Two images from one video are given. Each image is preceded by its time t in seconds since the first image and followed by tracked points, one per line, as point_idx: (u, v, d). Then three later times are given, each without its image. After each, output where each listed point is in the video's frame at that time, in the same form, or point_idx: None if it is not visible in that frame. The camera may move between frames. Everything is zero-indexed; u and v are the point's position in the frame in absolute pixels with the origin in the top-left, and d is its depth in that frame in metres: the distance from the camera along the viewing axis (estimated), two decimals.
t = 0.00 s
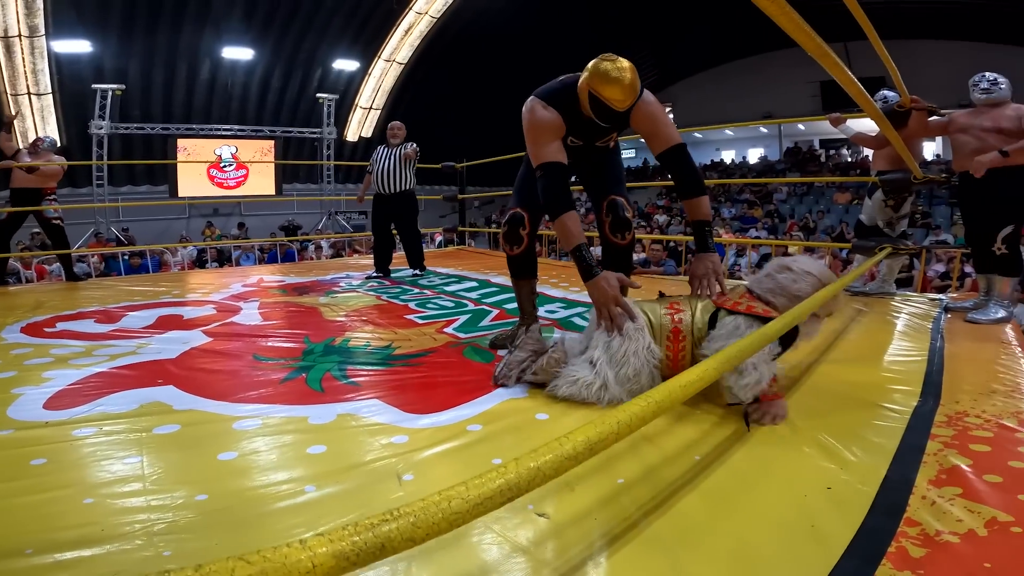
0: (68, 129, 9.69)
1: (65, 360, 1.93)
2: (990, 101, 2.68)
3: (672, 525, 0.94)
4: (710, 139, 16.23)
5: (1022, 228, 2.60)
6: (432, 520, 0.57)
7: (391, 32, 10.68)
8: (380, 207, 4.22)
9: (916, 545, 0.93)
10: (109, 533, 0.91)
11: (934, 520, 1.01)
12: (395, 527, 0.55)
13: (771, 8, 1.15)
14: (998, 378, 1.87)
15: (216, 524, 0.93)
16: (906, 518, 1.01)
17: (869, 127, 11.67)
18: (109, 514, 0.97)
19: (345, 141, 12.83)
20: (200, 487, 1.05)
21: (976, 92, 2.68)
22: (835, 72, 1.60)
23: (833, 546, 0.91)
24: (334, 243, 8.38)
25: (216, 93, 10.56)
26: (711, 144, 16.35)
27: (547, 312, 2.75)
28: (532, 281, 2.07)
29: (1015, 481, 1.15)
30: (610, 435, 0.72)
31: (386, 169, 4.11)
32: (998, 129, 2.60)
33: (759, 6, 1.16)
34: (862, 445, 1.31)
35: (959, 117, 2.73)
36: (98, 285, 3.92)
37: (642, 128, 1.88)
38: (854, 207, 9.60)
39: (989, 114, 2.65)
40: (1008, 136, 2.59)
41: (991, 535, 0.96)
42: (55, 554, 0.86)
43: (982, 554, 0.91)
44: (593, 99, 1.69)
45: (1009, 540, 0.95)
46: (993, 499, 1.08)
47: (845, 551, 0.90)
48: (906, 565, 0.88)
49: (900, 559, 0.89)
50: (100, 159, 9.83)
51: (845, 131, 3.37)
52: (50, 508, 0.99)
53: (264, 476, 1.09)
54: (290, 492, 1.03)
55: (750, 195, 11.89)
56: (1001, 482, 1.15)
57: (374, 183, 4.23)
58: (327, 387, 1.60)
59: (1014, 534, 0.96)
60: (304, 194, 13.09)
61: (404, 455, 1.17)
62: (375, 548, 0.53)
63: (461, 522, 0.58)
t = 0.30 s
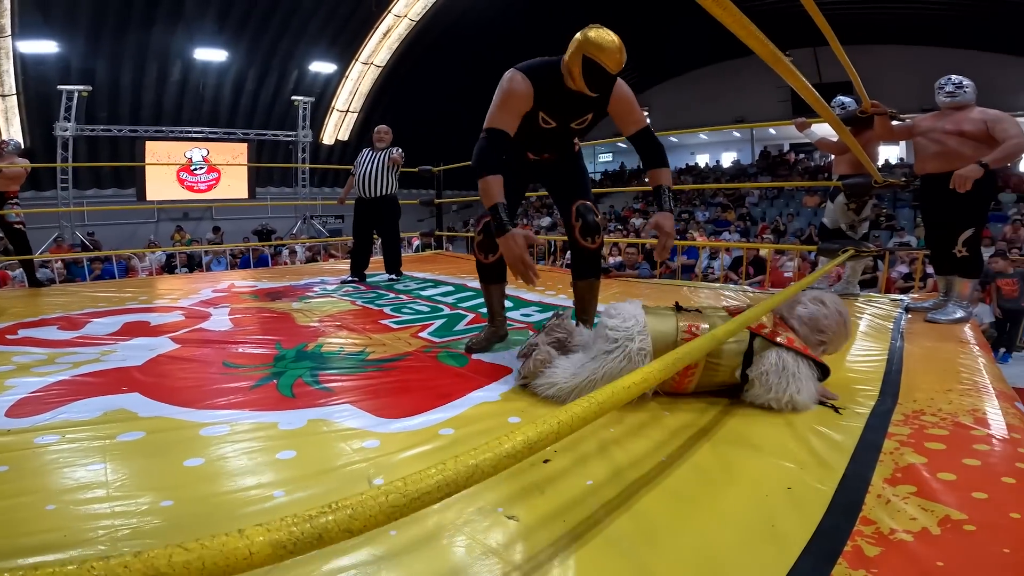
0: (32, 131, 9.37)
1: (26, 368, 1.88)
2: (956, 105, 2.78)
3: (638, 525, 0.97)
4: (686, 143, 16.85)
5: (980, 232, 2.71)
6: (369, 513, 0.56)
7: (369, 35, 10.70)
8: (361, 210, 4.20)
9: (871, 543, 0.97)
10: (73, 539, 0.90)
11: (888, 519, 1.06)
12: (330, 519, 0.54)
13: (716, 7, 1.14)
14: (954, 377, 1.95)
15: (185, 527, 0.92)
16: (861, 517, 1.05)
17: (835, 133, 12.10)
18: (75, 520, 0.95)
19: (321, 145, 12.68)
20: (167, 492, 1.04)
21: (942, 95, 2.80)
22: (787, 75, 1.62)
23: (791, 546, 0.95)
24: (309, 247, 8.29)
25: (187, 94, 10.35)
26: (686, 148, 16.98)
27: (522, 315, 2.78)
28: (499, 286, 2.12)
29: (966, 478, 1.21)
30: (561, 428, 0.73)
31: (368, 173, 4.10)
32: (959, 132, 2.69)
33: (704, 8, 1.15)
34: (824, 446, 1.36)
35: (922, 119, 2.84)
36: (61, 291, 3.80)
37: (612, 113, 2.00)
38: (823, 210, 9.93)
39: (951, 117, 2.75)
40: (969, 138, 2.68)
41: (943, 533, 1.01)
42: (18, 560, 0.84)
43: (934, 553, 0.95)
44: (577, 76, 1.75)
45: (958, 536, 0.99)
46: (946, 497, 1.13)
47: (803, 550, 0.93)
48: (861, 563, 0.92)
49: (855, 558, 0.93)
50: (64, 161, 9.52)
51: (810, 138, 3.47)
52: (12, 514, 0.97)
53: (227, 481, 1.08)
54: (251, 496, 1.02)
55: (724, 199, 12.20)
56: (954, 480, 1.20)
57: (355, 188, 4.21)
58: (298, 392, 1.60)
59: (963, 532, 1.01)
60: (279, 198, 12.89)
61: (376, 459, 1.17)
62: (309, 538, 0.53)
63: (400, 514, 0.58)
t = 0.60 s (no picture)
0: None
1: None
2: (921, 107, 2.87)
3: (602, 522, 0.99)
4: (660, 147, 17.32)
5: (937, 234, 2.83)
6: (307, 500, 0.56)
7: (345, 36, 10.64)
8: (340, 215, 4.17)
9: (824, 538, 1.01)
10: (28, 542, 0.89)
11: (842, 513, 1.10)
12: (265, 505, 0.54)
13: (659, 11, 1.14)
14: (909, 375, 2.04)
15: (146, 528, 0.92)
16: (816, 513, 1.10)
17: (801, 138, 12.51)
18: (32, 523, 0.94)
19: (295, 147, 12.54)
20: (128, 495, 1.03)
21: (907, 98, 2.86)
22: (744, 82, 1.65)
23: (748, 541, 0.98)
24: (282, 252, 8.19)
25: (155, 95, 10.13)
26: (660, 151, 17.36)
27: (496, 318, 2.80)
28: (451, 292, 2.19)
29: (916, 472, 1.27)
30: (512, 419, 0.73)
31: (349, 176, 4.06)
32: (920, 135, 2.80)
33: (653, 14, 1.17)
34: (784, 443, 1.41)
35: (885, 122, 2.95)
36: (20, 296, 3.68)
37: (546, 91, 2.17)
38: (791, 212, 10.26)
39: (914, 120, 2.85)
40: (929, 142, 2.79)
41: (894, 527, 1.05)
42: None
43: (884, 546, 0.99)
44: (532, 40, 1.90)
45: (906, 529, 1.04)
46: (897, 491, 1.19)
47: (759, 544, 0.97)
48: (812, 557, 0.96)
49: (809, 552, 0.97)
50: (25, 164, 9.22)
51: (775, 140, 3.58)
52: None
53: (189, 485, 1.07)
54: (215, 500, 1.02)
55: (696, 202, 12.50)
56: (905, 474, 1.26)
57: (334, 190, 4.17)
58: (266, 396, 1.59)
59: (912, 525, 1.06)
60: (251, 201, 12.69)
61: (343, 460, 1.18)
62: (240, 526, 0.53)
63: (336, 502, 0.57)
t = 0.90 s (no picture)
0: None
1: None
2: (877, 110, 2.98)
3: (555, 517, 1.02)
4: (633, 150, 17.57)
5: (889, 235, 2.94)
6: (227, 483, 0.56)
7: (318, 38, 10.47)
8: (307, 216, 4.11)
9: (765, 531, 1.06)
10: None
11: (784, 507, 1.16)
12: (187, 483, 0.56)
13: (604, 15, 1.20)
14: (859, 372, 2.14)
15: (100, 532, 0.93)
16: (760, 507, 1.15)
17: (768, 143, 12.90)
18: None
19: (265, 149, 12.35)
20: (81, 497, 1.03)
21: (863, 102, 2.98)
22: (697, 91, 1.74)
23: (693, 536, 1.02)
24: (251, 256, 8.08)
25: (118, 95, 9.85)
26: (633, 155, 17.67)
27: (465, 321, 2.83)
28: (414, 291, 2.19)
29: (857, 466, 1.33)
30: (465, 403, 0.75)
31: (316, 180, 4.04)
32: (875, 139, 2.92)
33: (601, 23, 1.23)
34: (736, 439, 1.47)
35: (845, 126, 3.07)
36: None
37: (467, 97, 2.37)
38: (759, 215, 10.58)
39: (870, 124, 2.97)
40: (884, 146, 2.90)
41: (831, 520, 1.11)
42: None
43: (821, 540, 1.04)
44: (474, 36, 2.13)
45: (844, 523, 1.10)
46: (838, 484, 1.25)
47: (703, 536, 1.02)
48: (753, 551, 1.00)
49: (750, 545, 1.01)
50: None
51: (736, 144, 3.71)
52: None
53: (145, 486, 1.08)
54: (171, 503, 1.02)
55: (668, 204, 12.79)
56: (846, 467, 1.33)
57: (302, 194, 4.14)
58: (227, 400, 1.59)
59: (850, 518, 1.11)
60: (219, 204, 12.44)
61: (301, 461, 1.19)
62: (160, 502, 0.53)
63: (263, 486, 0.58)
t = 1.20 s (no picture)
0: None
1: None
2: (831, 111, 3.11)
3: (509, 513, 1.05)
4: (608, 153, 17.71)
5: (844, 237, 3.09)
6: (156, 466, 0.60)
7: (292, 39, 10.30)
8: (269, 219, 4.05)
9: (712, 525, 1.11)
10: None
11: (730, 501, 1.20)
12: (116, 466, 0.58)
13: (556, 34, 1.28)
14: (812, 369, 2.24)
15: (58, 534, 0.93)
16: (708, 502, 1.20)
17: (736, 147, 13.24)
18: None
19: (235, 151, 12.13)
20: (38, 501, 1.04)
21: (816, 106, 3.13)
22: (651, 103, 1.84)
23: (642, 530, 1.06)
24: (219, 259, 7.91)
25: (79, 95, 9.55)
26: (607, 158, 17.95)
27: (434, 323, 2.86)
28: (383, 290, 2.20)
29: (803, 461, 1.40)
30: (403, 396, 0.79)
31: (280, 181, 3.96)
32: (829, 142, 3.05)
33: (553, 39, 1.31)
34: (691, 433, 1.54)
35: (803, 129, 3.20)
36: None
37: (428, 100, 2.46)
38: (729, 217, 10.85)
39: (825, 126, 3.10)
40: (836, 149, 3.03)
41: (774, 514, 1.16)
42: None
43: (763, 533, 1.08)
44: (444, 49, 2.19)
45: (786, 516, 1.14)
46: (783, 479, 1.30)
47: (653, 532, 1.06)
48: (699, 544, 1.04)
49: (697, 539, 1.05)
50: None
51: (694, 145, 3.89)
52: None
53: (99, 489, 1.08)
54: (126, 503, 1.03)
55: (641, 207, 13.04)
56: (792, 463, 1.39)
57: (261, 197, 4.07)
58: (188, 404, 1.59)
59: (791, 511, 1.16)
60: (186, 206, 12.16)
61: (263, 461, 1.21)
62: (86, 485, 0.56)
63: (195, 471, 0.61)
